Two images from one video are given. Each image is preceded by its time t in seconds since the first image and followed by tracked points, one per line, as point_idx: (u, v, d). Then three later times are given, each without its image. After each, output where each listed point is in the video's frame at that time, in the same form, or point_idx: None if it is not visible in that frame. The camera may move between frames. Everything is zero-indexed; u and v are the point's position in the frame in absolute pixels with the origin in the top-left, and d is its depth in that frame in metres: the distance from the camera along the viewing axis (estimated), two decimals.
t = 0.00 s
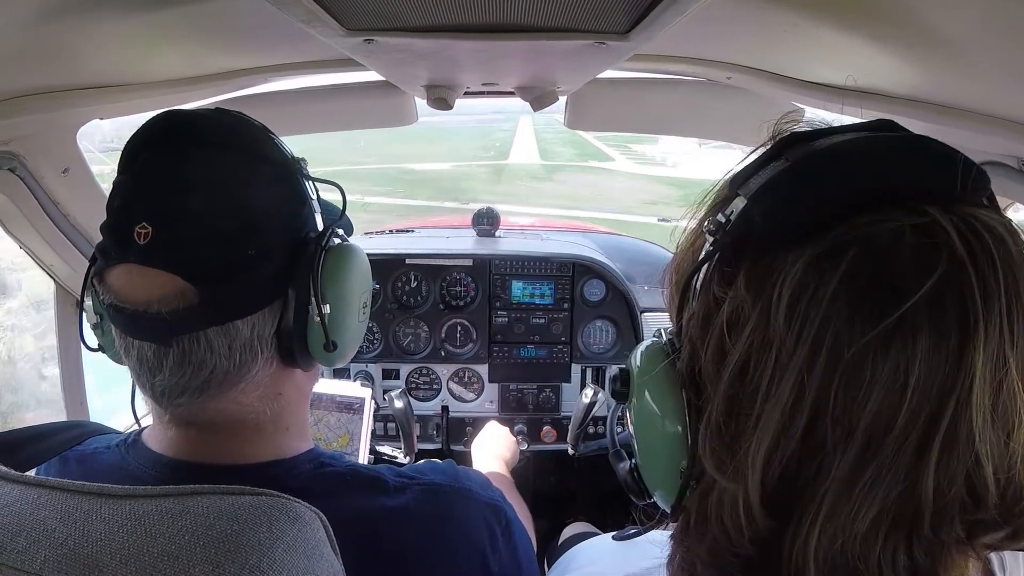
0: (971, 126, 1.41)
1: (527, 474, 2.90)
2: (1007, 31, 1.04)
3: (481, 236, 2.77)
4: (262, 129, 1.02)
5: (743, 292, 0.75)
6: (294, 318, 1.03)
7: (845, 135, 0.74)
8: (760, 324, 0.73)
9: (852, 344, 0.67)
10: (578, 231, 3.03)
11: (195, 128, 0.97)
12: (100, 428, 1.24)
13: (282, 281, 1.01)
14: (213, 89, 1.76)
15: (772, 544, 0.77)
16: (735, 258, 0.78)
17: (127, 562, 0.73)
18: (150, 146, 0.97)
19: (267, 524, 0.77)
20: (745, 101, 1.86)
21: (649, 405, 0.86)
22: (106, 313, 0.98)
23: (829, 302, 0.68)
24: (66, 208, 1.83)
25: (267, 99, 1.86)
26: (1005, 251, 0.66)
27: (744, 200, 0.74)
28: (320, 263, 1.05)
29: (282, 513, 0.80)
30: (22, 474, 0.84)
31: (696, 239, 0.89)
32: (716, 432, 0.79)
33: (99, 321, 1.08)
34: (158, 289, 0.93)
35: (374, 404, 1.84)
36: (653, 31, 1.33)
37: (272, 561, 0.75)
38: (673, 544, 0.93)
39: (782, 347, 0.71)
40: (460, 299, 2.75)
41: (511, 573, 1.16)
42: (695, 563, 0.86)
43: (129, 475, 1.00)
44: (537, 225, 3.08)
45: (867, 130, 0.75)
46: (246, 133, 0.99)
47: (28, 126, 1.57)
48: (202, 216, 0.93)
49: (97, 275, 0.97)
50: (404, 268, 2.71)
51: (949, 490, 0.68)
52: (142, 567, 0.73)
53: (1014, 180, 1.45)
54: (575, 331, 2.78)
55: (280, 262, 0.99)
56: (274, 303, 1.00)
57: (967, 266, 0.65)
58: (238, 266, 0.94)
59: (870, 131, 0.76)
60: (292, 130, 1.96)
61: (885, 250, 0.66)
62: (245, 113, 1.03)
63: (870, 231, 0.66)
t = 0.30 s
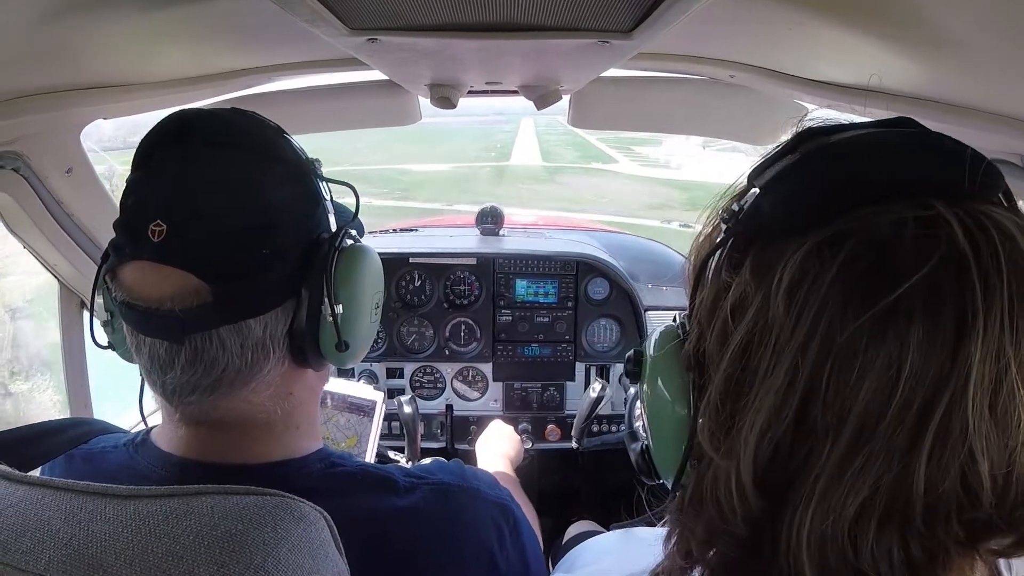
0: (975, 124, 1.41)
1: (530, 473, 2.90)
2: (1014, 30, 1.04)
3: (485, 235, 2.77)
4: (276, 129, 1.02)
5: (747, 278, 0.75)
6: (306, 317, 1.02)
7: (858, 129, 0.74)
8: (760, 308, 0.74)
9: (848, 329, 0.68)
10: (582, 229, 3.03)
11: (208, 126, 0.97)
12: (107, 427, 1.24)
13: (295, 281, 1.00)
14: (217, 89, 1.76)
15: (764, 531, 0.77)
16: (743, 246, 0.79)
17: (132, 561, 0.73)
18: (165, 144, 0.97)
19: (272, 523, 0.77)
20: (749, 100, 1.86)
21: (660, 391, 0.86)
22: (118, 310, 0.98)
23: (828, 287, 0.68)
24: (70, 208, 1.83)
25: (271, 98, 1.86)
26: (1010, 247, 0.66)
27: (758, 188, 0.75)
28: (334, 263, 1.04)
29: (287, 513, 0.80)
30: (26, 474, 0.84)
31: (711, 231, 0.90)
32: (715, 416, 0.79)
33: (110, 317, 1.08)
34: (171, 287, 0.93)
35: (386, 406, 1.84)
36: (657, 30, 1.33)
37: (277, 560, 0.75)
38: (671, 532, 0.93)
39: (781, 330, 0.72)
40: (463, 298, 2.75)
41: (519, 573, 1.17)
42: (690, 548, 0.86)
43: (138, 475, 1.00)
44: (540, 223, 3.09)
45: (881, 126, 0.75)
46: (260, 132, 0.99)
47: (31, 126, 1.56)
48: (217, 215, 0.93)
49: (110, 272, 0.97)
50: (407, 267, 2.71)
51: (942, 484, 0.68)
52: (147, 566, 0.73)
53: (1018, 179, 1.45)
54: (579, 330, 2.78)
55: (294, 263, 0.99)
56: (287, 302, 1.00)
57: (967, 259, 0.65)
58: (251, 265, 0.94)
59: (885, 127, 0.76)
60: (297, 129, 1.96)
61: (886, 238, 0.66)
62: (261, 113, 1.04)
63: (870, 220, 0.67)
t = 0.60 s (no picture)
0: (978, 132, 1.40)
1: (526, 472, 2.90)
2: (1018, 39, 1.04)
3: (486, 232, 2.77)
4: (274, 123, 1.02)
5: (735, 289, 0.76)
6: (301, 312, 1.02)
7: (850, 138, 0.74)
8: (748, 320, 0.74)
9: (834, 343, 0.67)
10: (583, 229, 3.03)
11: (206, 121, 0.97)
12: (99, 419, 1.24)
13: (291, 276, 1.00)
14: (221, 81, 1.76)
15: (750, 542, 0.77)
16: (733, 256, 0.79)
17: (126, 554, 0.73)
18: (163, 138, 0.97)
19: (266, 518, 0.77)
20: (752, 103, 1.86)
21: (648, 400, 0.86)
22: (113, 302, 0.98)
23: (814, 301, 0.68)
24: (71, 199, 1.83)
25: (274, 92, 1.86)
26: (1002, 259, 0.66)
27: (747, 199, 0.75)
28: (330, 257, 1.04)
29: (282, 508, 0.80)
30: (21, 465, 0.84)
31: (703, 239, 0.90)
32: (701, 426, 0.79)
33: (106, 309, 1.08)
34: (168, 280, 0.93)
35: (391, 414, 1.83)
36: (661, 31, 1.33)
37: (271, 554, 0.75)
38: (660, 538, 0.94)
39: (767, 343, 0.72)
40: (463, 296, 2.76)
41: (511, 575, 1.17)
42: (678, 556, 0.87)
43: (131, 469, 1.00)
44: (541, 223, 3.09)
45: (874, 134, 0.75)
46: (256, 127, 0.99)
47: (35, 115, 1.56)
48: (214, 208, 0.93)
49: (106, 263, 0.97)
50: (408, 263, 2.71)
51: (929, 499, 0.68)
52: (141, 559, 0.73)
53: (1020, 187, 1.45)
54: (577, 330, 2.78)
55: (289, 258, 0.99)
56: (282, 297, 1.00)
57: (957, 273, 0.65)
58: (247, 258, 0.94)
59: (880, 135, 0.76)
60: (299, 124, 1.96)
61: (874, 251, 0.66)
62: (259, 107, 1.04)
63: (858, 232, 0.67)
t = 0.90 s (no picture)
0: (975, 138, 1.41)
1: (520, 472, 2.90)
2: (1013, 45, 1.04)
3: (482, 232, 2.78)
4: (263, 120, 1.02)
5: (724, 298, 0.76)
6: (288, 308, 1.03)
7: (841, 148, 0.74)
8: (737, 329, 0.74)
9: (822, 353, 0.67)
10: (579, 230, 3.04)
11: (197, 117, 0.97)
12: (91, 415, 1.23)
13: (278, 271, 1.01)
14: (220, 77, 1.76)
15: (738, 548, 0.78)
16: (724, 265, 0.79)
17: (118, 550, 0.73)
18: (154, 134, 0.96)
19: (259, 516, 0.77)
20: (749, 106, 1.86)
21: (639, 406, 0.87)
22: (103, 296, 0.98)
23: (802, 312, 0.68)
24: (68, 193, 1.83)
25: (273, 89, 1.86)
26: (989, 270, 0.66)
27: (737, 210, 0.75)
28: (317, 251, 1.04)
29: (275, 506, 0.80)
30: (14, 460, 0.84)
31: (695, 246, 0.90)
32: (691, 433, 0.80)
33: (98, 306, 1.08)
34: (156, 274, 0.93)
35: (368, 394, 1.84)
36: (659, 33, 1.33)
37: (263, 552, 0.75)
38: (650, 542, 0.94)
39: (756, 352, 0.72)
40: (459, 295, 2.76)
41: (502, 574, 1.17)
42: (668, 561, 0.88)
43: (123, 462, 1.00)
44: (538, 223, 3.09)
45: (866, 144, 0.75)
46: (246, 123, 0.99)
47: (33, 109, 1.56)
48: (202, 203, 0.93)
49: (97, 257, 0.97)
50: (404, 261, 2.71)
51: (915, 508, 0.68)
52: (133, 555, 0.73)
53: (1015, 193, 1.45)
54: (573, 330, 2.78)
55: (277, 254, 1.00)
56: (270, 291, 1.01)
57: (944, 284, 0.65)
58: (236, 254, 0.95)
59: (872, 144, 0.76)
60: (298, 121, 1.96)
61: (862, 262, 0.66)
62: (250, 104, 1.04)
63: (846, 242, 0.67)
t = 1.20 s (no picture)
0: (975, 127, 1.40)
1: (526, 471, 2.89)
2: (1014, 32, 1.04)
3: (483, 232, 2.78)
4: (277, 124, 1.02)
5: (748, 274, 0.76)
6: (302, 312, 1.02)
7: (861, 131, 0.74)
8: (761, 303, 0.74)
9: (845, 323, 0.68)
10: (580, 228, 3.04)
11: (212, 121, 0.97)
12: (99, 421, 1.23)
13: (291, 276, 1.01)
14: (218, 82, 1.76)
15: (762, 522, 0.77)
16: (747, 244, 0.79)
17: (126, 556, 0.73)
18: (168, 137, 0.96)
19: (267, 519, 0.77)
20: (748, 100, 1.86)
21: (662, 388, 0.86)
22: (116, 300, 0.98)
23: (826, 284, 0.68)
24: (68, 201, 1.83)
25: (271, 93, 1.86)
26: (1007, 248, 0.66)
27: (760, 188, 0.76)
28: (330, 258, 1.05)
29: (283, 509, 0.79)
30: (22, 466, 0.84)
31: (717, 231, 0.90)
32: (715, 409, 0.79)
33: (109, 308, 1.08)
34: (170, 279, 0.93)
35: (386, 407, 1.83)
36: (657, 28, 1.33)
37: (271, 556, 0.75)
38: (670, 524, 0.94)
39: (780, 324, 0.72)
40: (461, 296, 2.76)
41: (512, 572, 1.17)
42: (691, 540, 0.87)
43: (134, 468, 1.00)
44: (539, 222, 3.09)
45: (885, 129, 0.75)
46: (259, 127, 0.99)
47: (31, 118, 1.56)
48: (216, 207, 0.93)
49: (110, 261, 0.97)
50: (405, 263, 2.71)
51: (937, 479, 0.67)
52: (142, 560, 0.73)
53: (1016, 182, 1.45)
54: (576, 328, 2.78)
55: (291, 259, 0.99)
56: (284, 296, 1.01)
57: (963, 257, 0.65)
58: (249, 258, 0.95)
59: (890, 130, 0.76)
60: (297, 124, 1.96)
61: (884, 236, 0.67)
62: (262, 109, 1.03)
63: (866, 218, 0.68)
